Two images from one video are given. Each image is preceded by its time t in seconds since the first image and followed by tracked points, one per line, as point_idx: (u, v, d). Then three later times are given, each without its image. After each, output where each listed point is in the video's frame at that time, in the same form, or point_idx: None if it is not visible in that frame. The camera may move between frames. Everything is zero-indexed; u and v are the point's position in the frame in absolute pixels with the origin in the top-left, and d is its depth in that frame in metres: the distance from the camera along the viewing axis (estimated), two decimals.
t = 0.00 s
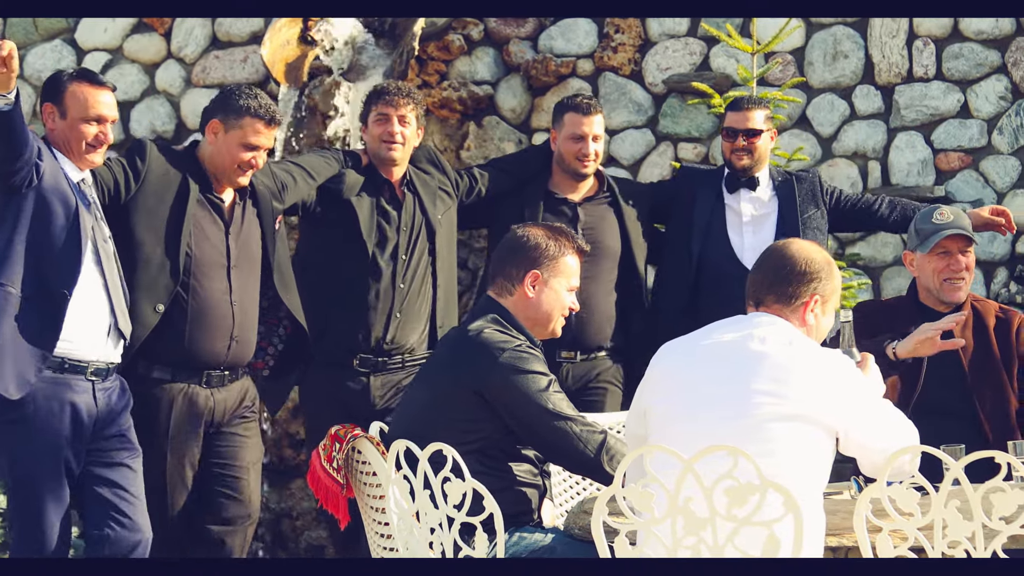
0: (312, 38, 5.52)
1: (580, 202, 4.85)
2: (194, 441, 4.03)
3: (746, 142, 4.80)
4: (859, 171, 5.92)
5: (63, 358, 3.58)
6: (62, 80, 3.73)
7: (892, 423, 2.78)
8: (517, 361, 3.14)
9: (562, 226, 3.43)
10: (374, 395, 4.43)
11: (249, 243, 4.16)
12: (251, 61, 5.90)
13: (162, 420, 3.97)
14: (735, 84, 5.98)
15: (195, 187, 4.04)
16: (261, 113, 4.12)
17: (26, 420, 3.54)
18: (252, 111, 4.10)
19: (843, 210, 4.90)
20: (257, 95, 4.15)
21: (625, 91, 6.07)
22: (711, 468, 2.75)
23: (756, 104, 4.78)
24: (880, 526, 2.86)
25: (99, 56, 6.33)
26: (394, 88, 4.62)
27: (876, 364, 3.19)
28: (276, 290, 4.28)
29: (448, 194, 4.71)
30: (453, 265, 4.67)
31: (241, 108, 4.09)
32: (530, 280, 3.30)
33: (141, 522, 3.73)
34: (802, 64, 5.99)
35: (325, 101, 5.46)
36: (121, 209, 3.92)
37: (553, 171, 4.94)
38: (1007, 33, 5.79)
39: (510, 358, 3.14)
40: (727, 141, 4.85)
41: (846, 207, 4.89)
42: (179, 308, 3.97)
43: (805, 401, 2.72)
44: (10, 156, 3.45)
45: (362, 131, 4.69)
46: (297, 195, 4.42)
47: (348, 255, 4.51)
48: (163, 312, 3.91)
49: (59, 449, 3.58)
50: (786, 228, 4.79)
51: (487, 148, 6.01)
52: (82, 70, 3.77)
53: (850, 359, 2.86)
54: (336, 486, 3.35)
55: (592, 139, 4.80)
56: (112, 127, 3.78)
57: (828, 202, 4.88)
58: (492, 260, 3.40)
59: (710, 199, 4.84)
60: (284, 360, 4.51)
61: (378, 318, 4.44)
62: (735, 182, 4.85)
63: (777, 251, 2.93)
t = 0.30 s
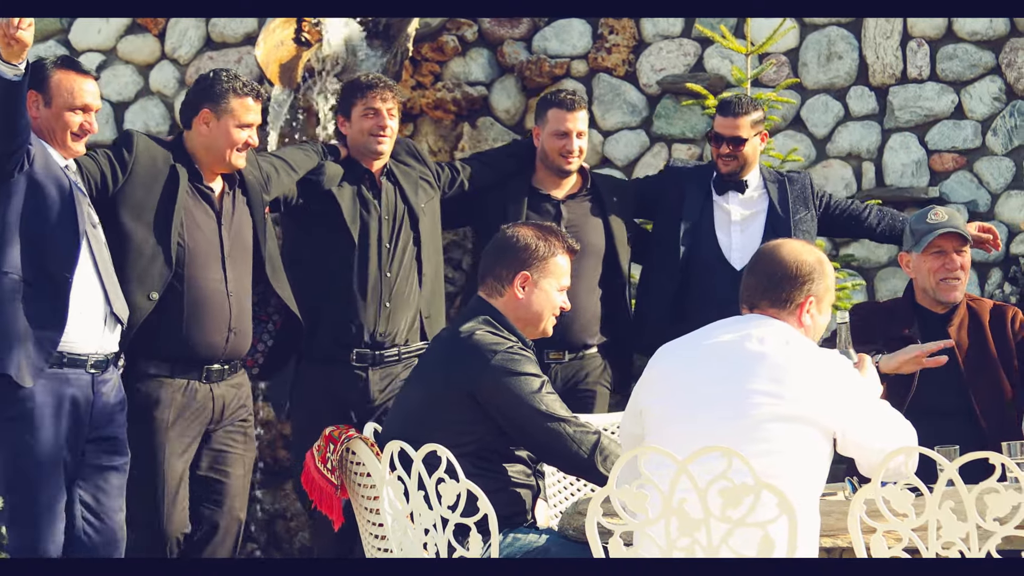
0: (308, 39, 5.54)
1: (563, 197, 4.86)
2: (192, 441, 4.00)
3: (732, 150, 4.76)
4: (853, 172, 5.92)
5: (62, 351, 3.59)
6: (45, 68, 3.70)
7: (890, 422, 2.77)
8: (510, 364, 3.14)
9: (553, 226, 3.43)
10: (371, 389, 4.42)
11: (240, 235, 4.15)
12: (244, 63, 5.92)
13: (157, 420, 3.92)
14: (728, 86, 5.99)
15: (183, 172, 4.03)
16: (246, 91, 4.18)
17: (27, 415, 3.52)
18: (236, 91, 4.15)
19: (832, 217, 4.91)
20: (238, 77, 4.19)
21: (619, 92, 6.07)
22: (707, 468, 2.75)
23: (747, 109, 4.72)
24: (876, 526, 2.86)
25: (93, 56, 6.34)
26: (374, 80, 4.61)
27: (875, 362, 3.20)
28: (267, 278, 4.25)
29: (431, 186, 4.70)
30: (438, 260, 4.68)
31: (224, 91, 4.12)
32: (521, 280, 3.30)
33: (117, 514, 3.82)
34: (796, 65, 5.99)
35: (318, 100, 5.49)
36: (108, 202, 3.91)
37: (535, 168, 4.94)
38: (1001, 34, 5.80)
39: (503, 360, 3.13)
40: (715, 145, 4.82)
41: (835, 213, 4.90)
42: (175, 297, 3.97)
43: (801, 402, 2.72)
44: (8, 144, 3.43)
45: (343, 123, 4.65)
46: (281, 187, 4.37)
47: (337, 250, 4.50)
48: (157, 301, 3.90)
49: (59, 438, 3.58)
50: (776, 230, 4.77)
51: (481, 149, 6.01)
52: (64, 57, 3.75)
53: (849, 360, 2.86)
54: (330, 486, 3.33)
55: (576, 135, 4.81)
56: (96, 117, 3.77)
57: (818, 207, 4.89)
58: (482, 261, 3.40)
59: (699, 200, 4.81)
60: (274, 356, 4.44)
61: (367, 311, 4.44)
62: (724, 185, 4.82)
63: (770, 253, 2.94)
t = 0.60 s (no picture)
0: (306, 40, 5.52)
1: (548, 198, 4.85)
2: (186, 436, 4.00)
3: (714, 150, 4.78)
4: (852, 173, 5.93)
5: (63, 356, 3.58)
6: (27, 71, 3.62)
7: (890, 423, 2.78)
8: (509, 366, 3.13)
9: (551, 226, 3.43)
10: (373, 394, 4.46)
11: (223, 226, 4.12)
12: (243, 63, 5.93)
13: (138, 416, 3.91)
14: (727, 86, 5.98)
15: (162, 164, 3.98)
16: (221, 79, 4.11)
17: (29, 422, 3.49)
18: (212, 80, 4.08)
19: (819, 210, 4.91)
20: (214, 66, 4.13)
21: (618, 93, 6.07)
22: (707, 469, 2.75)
23: (726, 108, 4.74)
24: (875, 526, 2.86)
25: (92, 57, 6.35)
26: (351, 77, 4.58)
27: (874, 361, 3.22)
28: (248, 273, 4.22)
29: (413, 183, 4.71)
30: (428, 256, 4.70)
31: (201, 80, 4.05)
32: (519, 282, 3.30)
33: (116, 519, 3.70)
34: (794, 66, 5.99)
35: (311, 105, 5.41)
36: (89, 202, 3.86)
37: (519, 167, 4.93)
38: (1000, 35, 5.80)
39: (501, 362, 3.13)
40: (696, 146, 4.83)
41: (821, 210, 4.90)
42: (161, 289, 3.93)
43: (801, 403, 2.73)
44: None
45: (321, 122, 4.63)
46: (262, 183, 4.36)
47: (326, 247, 4.47)
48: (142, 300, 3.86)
49: (58, 444, 3.51)
50: (765, 230, 4.75)
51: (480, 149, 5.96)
52: (46, 59, 3.67)
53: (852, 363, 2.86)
54: (329, 487, 3.35)
55: (560, 135, 4.79)
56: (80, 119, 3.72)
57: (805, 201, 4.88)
58: (481, 262, 3.40)
59: (683, 197, 4.83)
60: (266, 352, 4.40)
61: (364, 312, 4.43)
62: (709, 184, 4.83)
63: (773, 256, 2.93)
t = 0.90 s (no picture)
0: (323, 41, 5.40)
1: (531, 195, 4.69)
2: (173, 443, 3.87)
3: (701, 154, 4.70)
4: (870, 173, 5.93)
5: (66, 356, 3.49)
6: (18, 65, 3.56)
7: (909, 423, 2.77)
8: (528, 365, 3.12)
9: (569, 227, 3.42)
10: (372, 390, 4.29)
11: (208, 227, 3.98)
12: (260, 63, 5.97)
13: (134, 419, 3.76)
14: (744, 86, 5.99)
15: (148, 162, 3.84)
16: (204, 75, 3.97)
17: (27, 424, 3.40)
18: (196, 76, 3.94)
19: (800, 215, 4.87)
20: (197, 62, 3.99)
21: (635, 93, 6.08)
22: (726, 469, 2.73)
23: (715, 111, 4.65)
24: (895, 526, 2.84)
25: (110, 58, 6.37)
26: (337, 74, 4.45)
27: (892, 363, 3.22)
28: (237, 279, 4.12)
29: (401, 181, 4.55)
30: (414, 254, 4.55)
31: (184, 76, 3.92)
32: (540, 281, 3.29)
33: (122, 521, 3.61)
34: (811, 66, 5.99)
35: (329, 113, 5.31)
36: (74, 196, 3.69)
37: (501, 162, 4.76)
38: (1017, 35, 5.80)
39: (521, 362, 3.12)
40: (683, 149, 4.74)
41: (804, 212, 4.87)
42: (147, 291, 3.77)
43: (821, 404, 2.72)
44: None
45: (309, 119, 4.48)
46: (249, 183, 4.19)
47: (314, 249, 4.32)
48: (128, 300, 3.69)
49: (58, 454, 3.44)
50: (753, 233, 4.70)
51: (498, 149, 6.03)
52: (36, 52, 3.61)
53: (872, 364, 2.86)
54: (348, 488, 3.35)
55: (544, 130, 4.63)
56: (73, 113, 3.66)
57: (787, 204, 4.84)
58: (501, 258, 3.39)
59: (670, 200, 4.73)
60: (251, 356, 4.30)
61: (360, 311, 4.28)
62: (696, 187, 4.75)
63: (793, 258, 2.92)
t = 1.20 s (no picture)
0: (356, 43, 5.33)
1: (530, 196, 4.64)
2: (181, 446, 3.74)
3: (694, 162, 4.63)
4: (901, 174, 5.90)
5: (64, 355, 3.32)
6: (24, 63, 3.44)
7: (939, 424, 2.77)
8: (560, 365, 3.13)
9: (594, 221, 3.42)
10: (366, 391, 4.25)
11: (207, 231, 3.85)
12: (293, 65, 6.04)
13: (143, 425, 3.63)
14: (776, 87, 5.96)
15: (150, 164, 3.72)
16: (202, 78, 3.85)
17: (32, 424, 3.21)
18: (193, 77, 3.83)
19: (793, 218, 4.81)
20: (195, 64, 3.89)
21: (668, 94, 6.06)
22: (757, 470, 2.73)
23: (709, 119, 4.58)
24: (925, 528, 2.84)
25: (143, 60, 6.40)
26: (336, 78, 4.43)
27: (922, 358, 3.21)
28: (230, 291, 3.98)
29: (395, 186, 4.49)
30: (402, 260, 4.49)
31: (182, 77, 3.81)
32: (569, 279, 3.30)
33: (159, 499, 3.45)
34: (844, 67, 5.97)
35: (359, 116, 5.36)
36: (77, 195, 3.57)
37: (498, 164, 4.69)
38: None
39: (554, 362, 3.13)
40: (675, 158, 4.69)
41: (796, 216, 4.82)
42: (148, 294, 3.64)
43: (851, 405, 2.72)
44: None
45: (307, 124, 4.43)
46: (245, 188, 4.08)
47: (308, 253, 4.25)
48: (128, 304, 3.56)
49: (65, 455, 3.26)
50: (748, 238, 4.63)
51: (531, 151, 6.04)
52: (38, 49, 3.48)
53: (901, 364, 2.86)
54: (381, 489, 3.43)
55: (540, 131, 4.59)
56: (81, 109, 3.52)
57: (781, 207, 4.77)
58: (529, 260, 3.38)
59: (664, 204, 4.65)
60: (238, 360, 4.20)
61: (354, 317, 4.25)
62: (689, 194, 4.66)
63: (820, 258, 2.92)
